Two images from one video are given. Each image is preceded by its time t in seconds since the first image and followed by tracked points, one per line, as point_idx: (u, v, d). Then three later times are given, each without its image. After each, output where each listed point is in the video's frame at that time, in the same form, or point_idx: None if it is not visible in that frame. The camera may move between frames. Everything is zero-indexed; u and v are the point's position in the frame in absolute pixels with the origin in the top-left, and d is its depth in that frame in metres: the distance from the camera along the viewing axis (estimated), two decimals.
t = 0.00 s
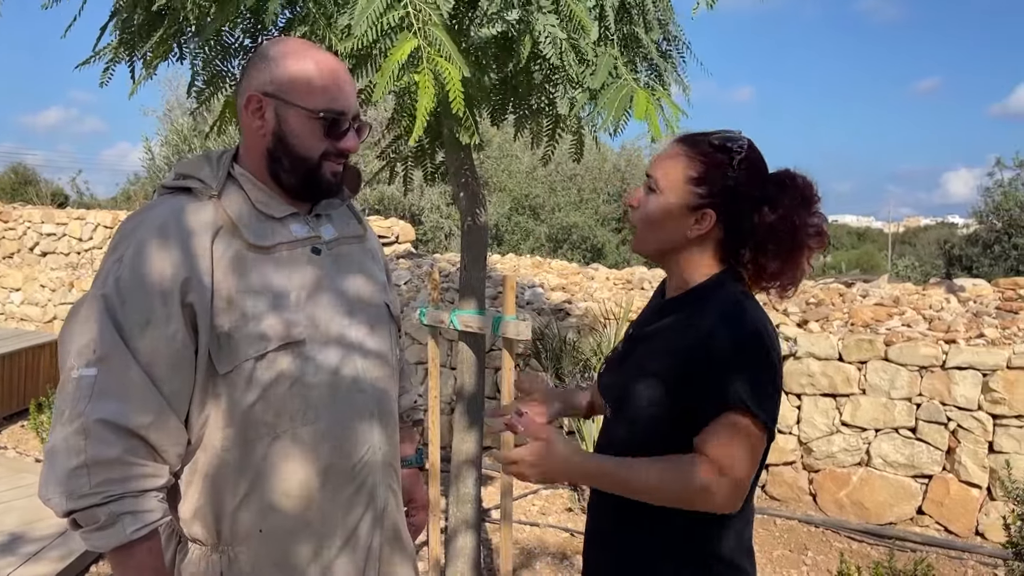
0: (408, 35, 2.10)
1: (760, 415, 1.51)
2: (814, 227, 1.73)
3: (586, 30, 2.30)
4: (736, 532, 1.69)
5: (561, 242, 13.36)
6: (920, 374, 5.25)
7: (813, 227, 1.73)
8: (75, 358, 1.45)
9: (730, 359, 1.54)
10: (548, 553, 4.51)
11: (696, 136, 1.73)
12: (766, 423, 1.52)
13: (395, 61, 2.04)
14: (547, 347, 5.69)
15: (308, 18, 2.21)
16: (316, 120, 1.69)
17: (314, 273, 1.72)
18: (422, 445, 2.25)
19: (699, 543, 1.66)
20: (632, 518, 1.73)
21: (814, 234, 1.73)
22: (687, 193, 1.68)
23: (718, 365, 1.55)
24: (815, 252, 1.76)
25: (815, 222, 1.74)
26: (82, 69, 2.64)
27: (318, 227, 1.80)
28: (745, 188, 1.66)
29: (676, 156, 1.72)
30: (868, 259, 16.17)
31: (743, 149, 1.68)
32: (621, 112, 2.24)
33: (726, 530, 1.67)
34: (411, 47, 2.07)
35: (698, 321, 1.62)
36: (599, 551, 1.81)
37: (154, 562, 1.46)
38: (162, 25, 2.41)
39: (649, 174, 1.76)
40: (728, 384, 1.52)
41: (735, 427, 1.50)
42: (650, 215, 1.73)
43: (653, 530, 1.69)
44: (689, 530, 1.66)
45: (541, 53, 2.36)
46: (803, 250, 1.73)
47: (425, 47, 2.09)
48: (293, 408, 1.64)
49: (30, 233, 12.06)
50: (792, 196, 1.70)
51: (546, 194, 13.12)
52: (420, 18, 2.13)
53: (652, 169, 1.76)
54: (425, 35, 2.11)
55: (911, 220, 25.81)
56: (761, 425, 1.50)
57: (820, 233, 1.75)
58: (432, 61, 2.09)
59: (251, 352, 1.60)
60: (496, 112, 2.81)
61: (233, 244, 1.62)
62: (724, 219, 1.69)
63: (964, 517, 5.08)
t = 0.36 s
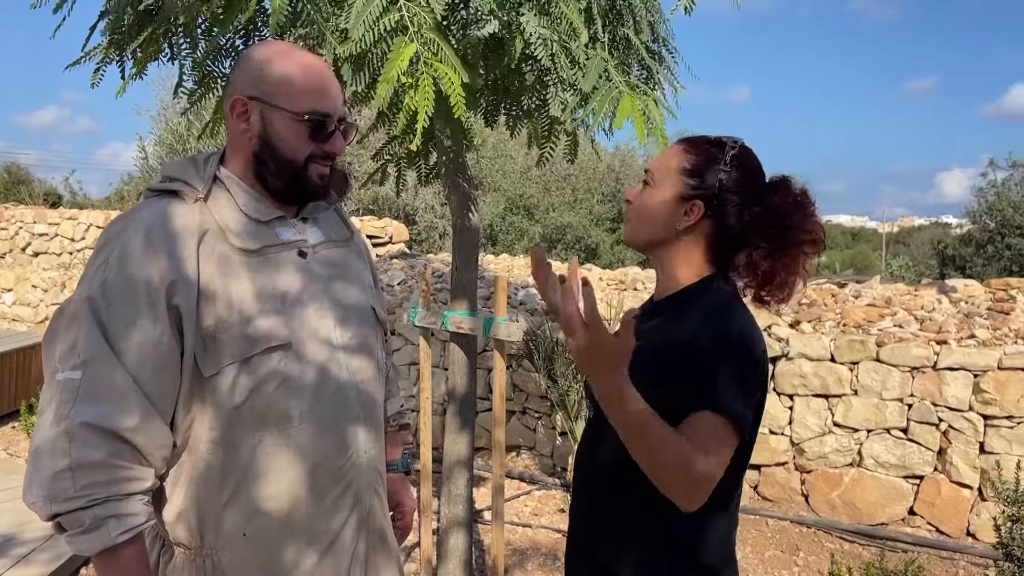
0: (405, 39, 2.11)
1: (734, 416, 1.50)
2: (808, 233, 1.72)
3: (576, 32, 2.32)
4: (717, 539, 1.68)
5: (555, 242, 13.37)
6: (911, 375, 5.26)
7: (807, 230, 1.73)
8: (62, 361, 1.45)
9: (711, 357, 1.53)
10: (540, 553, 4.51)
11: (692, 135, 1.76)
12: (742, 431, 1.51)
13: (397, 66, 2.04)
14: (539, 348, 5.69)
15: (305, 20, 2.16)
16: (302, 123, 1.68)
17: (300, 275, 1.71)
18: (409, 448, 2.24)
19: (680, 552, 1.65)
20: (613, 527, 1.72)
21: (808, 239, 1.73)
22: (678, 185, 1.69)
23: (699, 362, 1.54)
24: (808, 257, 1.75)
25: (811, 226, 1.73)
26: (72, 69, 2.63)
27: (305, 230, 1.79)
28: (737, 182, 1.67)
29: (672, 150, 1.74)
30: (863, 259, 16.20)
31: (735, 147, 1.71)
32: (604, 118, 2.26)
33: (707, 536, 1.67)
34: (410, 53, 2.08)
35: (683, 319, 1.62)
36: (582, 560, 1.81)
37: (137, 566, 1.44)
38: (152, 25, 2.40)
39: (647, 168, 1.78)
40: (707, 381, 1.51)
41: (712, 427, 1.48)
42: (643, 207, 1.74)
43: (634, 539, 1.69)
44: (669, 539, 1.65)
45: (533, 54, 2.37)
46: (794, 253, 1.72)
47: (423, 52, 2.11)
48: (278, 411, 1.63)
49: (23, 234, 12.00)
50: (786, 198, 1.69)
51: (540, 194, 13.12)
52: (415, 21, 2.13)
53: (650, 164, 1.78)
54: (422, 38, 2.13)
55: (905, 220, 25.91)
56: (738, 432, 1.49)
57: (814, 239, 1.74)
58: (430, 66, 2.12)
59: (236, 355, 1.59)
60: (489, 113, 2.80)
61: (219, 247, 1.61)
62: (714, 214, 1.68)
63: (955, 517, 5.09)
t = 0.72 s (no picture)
0: (395, 35, 2.10)
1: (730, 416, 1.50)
2: (778, 206, 1.71)
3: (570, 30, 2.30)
4: (721, 538, 1.67)
5: (551, 242, 13.39)
6: (906, 374, 5.27)
7: (776, 206, 1.72)
8: (51, 359, 1.43)
9: (703, 356, 1.53)
10: (535, 553, 4.50)
11: (646, 135, 1.77)
12: (748, 419, 1.52)
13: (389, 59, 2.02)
14: (534, 348, 5.69)
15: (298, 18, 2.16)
16: (292, 118, 1.68)
17: (291, 273, 1.71)
18: (401, 447, 2.23)
19: (678, 553, 1.64)
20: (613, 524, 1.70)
21: (780, 214, 1.73)
22: (642, 188, 1.70)
23: (690, 361, 1.54)
24: (782, 230, 1.75)
25: (778, 202, 1.72)
26: (65, 67, 2.61)
27: (295, 227, 1.79)
28: (696, 172, 1.66)
29: (628, 157, 1.76)
30: (858, 259, 16.23)
31: (691, 137, 1.70)
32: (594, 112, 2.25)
33: (712, 538, 1.66)
34: (401, 48, 2.06)
35: (673, 319, 1.61)
36: (579, 552, 1.79)
37: (127, 564, 1.44)
38: (146, 24, 2.38)
39: (608, 180, 1.80)
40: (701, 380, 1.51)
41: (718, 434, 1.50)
42: (614, 215, 1.76)
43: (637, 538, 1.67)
44: (674, 539, 1.64)
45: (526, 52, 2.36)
46: (766, 230, 1.71)
47: (414, 48, 2.10)
48: (269, 408, 1.62)
49: (17, 233, 11.94)
50: (746, 177, 1.69)
51: (536, 194, 13.13)
52: (406, 19, 2.12)
53: (612, 174, 1.80)
54: (413, 36, 2.12)
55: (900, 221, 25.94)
56: (744, 422, 1.50)
57: (785, 211, 1.73)
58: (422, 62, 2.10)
59: (227, 352, 1.58)
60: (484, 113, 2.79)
61: (209, 246, 1.60)
62: (684, 208, 1.68)
63: (950, 516, 5.10)
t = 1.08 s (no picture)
0: (392, 36, 2.09)
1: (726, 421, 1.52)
2: (773, 214, 1.74)
3: (569, 33, 2.29)
4: (712, 539, 1.70)
5: (550, 242, 13.41)
6: (905, 375, 5.27)
7: (771, 213, 1.74)
8: (50, 359, 1.43)
9: (700, 359, 1.55)
10: (535, 554, 4.50)
11: (640, 138, 1.78)
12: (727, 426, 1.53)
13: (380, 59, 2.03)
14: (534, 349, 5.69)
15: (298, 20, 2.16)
16: (290, 118, 1.68)
17: (289, 274, 1.71)
18: (401, 448, 2.23)
19: (673, 552, 1.65)
20: (607, 527, 1.71)
21: (774, 220, 1.76)
22: (635, 193, 1.71)
23: (688, 363, 1.55)
24: (775, 238, 1.78)
25: (772, 210, 1.75)
26: (64, 68, 2.61)
27: (294, 229, 1.79)
28: (691, 178, 1.67)
29: (623, 160, 1.76)
30: (856, 259, 16.25)
31: (686, 142, 1.71)
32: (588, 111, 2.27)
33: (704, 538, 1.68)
34: (394, 47, 2.06)
35: (668, 317, 1.62)
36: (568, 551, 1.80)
37: (126, 563, 1.43)
38: (145, 25, 2.38)
39: (602, 183, 1.81)
40: (699, 383, 1.52)
41: (696, 436, 1.51)
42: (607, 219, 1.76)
43: (627, 540, 1.67)
44: (665, 541, 1.65)
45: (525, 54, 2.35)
46: (760, 237, 1.73)
47: (407, 46, 2.08)
48: (268, 409, 1.62)
49: (16, 234, 11.93)
50: (743, 184, 1.70)
51: (535, 195, 13.14)
52: (403, 19, 2.11)
53: (605, 178, 1.81)
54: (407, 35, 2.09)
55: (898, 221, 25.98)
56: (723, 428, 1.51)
57: (779, 219, 1.76)
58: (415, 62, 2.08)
59: (226, 352, 1.58)
60: (483, 114, 2.79)
61: (209, 246, 1.60)
62: (677, 214, 1.69)
63: (948, 517, 5.11)
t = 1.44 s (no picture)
0: (385, 36, 2.07)
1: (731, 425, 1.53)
2: (764, 196, 1.75)
3: (567, 36, 2.29)
4: (710, 540, 1.73)
5: (550, 243, 13.42)
6: (905, 376, 5.28)
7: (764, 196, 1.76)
8: (52, 357, 1.43)
9: (703, 363, 1.55)
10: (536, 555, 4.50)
11: (621, 144, 1.78)
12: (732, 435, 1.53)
13: (373, 58, 2.01)
14: (534, 350, 5.69)
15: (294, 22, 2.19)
16: (291, 117, 1.68)
17: (291, 273, 1.71)
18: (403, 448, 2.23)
19: (677, 554, 1.67)
20: (608, 526, 1.71)
21: (768, 201, 1.77)
22: (625, 199, 1.71)
23: (691, 365, 1.55)
24: (772, 219, 1.79)
25: (764, 192, 1.77)
26: (65, 68, 2.61)
27: (295, 228, 1.79)
28: (678, 176, 1.67)
29: (608, 168, 1.77)
30: (856, 261, 16.25)
31: (666, 140, 1.71)
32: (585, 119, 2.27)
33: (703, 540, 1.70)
34: (387, 47, 2.04)
35: (672, 321, 1.62)
36: (564, 550, 1.80)
37: (129, 561, 1.44)
38: (147, 25, 2.38)
39: (591, 195, 1.80)
40: (703, 387, 1.53)
41: (701, 444, 1.52)
42: (602, 228, 1.76)
43: (629, 542, 1.68)
44: (668, 547, 1.66)
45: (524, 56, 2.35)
46: (756, 220, 1.74)
47: (401, 47, 2.07)
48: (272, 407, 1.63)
49: (16, 234, 11.91)
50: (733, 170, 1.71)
51: (535, 196, 13.14)
52: (399, 19, 2.10)
53: (594, 189, 1.80)
54: (400, 36, 2.08)
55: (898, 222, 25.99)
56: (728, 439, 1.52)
57: (772, 200, 1.78)
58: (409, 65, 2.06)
59: (229, 350, 1.58)
60: (482, 114, 2.79)
61: (212, 245, 1.60)
62: (671, 211, 1.69)
63: (949, 517, 5.11)
